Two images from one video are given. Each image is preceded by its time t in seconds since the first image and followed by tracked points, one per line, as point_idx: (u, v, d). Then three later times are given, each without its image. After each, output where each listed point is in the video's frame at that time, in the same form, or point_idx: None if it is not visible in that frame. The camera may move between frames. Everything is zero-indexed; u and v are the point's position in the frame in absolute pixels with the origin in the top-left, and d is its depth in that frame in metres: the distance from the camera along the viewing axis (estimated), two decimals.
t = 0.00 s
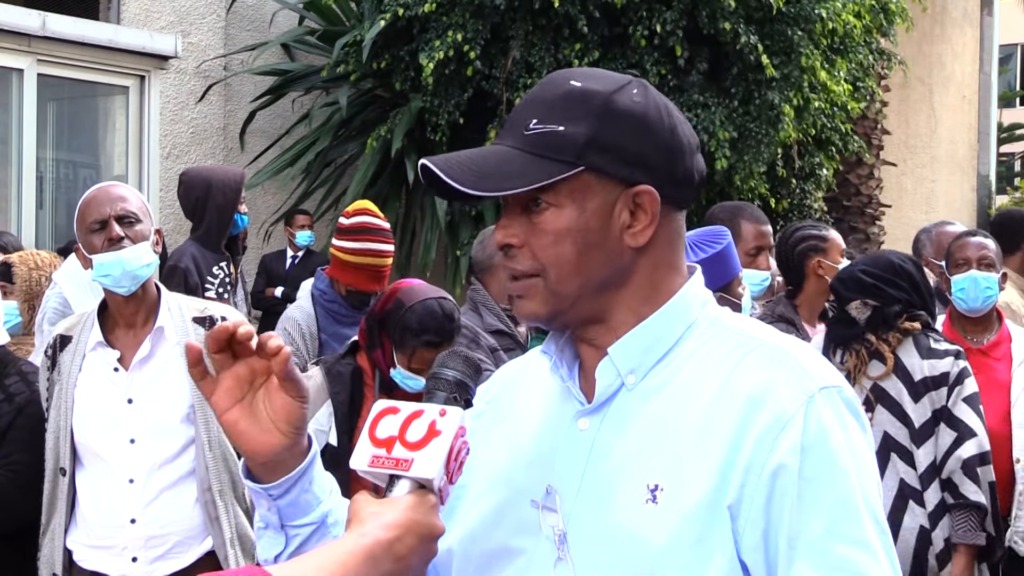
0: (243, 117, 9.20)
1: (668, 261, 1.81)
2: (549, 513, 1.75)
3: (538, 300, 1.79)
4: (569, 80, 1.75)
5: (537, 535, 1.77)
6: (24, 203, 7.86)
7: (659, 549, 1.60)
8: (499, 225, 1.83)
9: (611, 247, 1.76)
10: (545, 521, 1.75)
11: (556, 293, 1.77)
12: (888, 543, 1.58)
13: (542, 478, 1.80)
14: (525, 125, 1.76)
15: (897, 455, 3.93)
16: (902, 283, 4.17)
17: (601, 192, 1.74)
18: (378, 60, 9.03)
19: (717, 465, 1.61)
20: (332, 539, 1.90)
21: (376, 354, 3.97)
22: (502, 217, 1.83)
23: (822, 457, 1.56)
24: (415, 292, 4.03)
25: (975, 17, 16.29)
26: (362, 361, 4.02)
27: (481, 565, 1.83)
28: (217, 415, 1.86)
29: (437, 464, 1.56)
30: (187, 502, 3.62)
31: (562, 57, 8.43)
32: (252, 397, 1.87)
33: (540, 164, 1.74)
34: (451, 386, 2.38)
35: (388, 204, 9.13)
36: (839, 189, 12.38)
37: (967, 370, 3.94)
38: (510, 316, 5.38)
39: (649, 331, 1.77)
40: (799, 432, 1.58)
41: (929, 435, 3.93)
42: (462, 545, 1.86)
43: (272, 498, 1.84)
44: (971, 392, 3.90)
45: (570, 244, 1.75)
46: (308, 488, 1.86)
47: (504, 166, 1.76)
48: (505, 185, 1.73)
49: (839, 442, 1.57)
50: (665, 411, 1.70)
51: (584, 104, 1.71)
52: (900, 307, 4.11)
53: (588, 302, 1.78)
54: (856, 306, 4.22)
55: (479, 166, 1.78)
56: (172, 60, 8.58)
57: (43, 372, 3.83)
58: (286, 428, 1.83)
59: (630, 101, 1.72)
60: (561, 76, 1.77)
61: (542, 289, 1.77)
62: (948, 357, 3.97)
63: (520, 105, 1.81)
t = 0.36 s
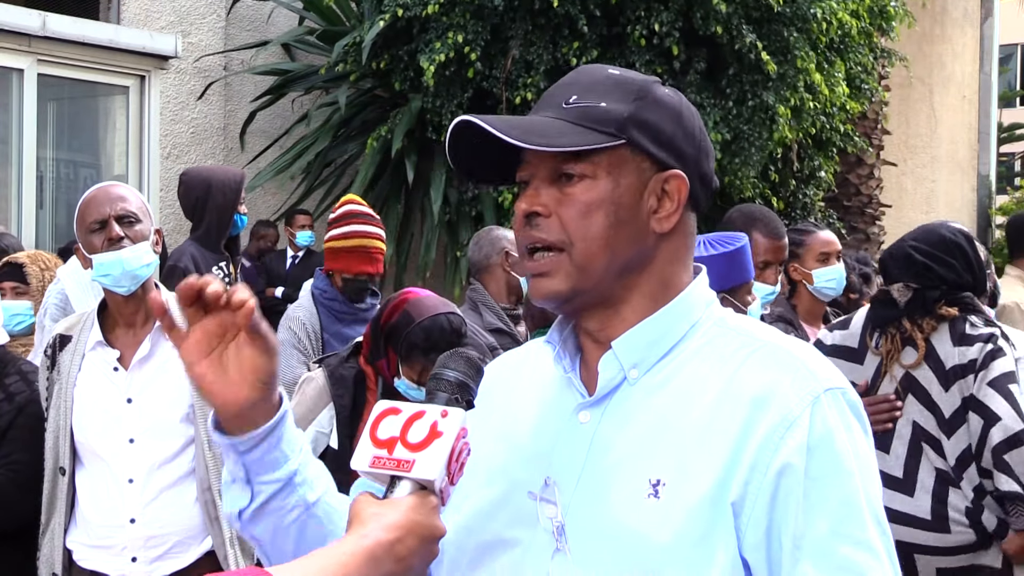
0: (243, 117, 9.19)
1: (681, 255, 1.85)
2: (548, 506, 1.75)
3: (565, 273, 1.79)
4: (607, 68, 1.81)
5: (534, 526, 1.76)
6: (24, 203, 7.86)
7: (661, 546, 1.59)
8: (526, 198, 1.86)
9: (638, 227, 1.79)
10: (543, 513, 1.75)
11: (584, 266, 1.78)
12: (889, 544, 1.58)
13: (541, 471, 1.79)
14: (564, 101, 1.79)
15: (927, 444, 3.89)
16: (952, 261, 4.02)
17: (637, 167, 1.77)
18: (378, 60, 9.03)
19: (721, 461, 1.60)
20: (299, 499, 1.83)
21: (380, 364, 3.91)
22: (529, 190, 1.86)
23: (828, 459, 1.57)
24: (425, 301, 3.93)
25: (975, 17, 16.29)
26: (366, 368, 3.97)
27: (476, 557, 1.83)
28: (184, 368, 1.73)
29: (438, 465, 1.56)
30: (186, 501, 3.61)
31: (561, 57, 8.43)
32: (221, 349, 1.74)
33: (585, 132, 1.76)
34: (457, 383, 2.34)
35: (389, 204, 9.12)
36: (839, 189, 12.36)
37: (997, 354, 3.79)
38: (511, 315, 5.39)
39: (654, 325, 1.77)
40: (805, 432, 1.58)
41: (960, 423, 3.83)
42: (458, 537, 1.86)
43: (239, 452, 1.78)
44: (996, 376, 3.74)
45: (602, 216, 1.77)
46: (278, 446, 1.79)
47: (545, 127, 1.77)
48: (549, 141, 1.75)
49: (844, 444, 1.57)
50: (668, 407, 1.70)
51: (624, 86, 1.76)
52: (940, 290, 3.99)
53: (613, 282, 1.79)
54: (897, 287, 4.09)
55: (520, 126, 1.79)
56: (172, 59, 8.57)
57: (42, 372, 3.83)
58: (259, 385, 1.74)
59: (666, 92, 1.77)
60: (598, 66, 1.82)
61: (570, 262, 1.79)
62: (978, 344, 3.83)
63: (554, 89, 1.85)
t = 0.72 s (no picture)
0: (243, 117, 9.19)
1: (666, 255, 1.85)
2: (535, 508, 1.75)
3: (555, 289, 1.78)
4: (579, 72, 1.78)
5: (522, 528, 1.77)
6: (23, 203, 7.86)
7: (650, 546, 1.60)
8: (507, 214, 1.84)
9: (625, 235, 1.78)
10: (531, 515, 1.75)
11: (572, 280, 1.77)
12: (877, 541, 1.58)
13: (529, 474, 1.80)
14: (542, 112, 1.78)
15: (909, 441, 4.09)
16: (959, 263, 4.15)
17: (620, 176, 1.77)
18: (377, 61, 9.02)
19: (708, 462, 1.61)
20: (342, 446, 1.90)
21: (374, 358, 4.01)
22: (510, 204, 1.84)
23: (816, 457, 1.57)
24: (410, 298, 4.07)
25: (975, 18, 16.30)
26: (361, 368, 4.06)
27: (463, 561, 1.83)
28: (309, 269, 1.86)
29: (440, 469, 1.56)
30: (186, 502, 3.62)
31: (559, 58, 8.44)
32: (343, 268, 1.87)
33: (565, 145, 1.74)
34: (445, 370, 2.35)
35: (388, 204, 9.12)
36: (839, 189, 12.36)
37: (987, 360, 3.93)
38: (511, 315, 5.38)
39: (638, 327, 1.77)
40: (792, 431, 1.58)
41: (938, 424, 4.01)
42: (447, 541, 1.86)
43: (318, 367, 1.86)
44: (982, 385, 3.91)
45: (590, 228, 1.76)
46: (354, 380, 1.89)
47: (528, 146, 1.75)
48: (532, 162, 1.72)
49: (831, 442, 1.57)
50: (655, 408, 1.71)
51: (600, 92, 1.75)
52: (939, 289, 4.14)
53: (600, 292, 1.79)
54: (898, 288, 4.27)
55: (503, 142, 1.77)
56: (172, 60, 8.58)
57: (42, 373, 3.84)
58: (367, 309, 1.85)
59: (641, 94, 1.76)
60: (570, 69, 1.80)
61: (559, 278, 1.78)
62: (968, 346, 3.98)
63: (527, 97, 1.83)
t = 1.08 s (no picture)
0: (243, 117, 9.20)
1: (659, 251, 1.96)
2: (531, 509, 1.76)
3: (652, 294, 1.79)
4: (618, 75, 1.80)
5: (518, 530, 1.77)
6: (23, 203, 7.86)
7: (648, 542, 1.60)
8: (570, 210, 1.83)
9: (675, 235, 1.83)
10: (526, 516, 1.76)
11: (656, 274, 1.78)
12: (874, 532, 1.57)
13: (525, 474, 1.80)
14: (628, 115, 1.75)
15: (881, 438, 4.20)
16: (920, 256, 4.23)
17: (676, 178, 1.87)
18: (376, 60, 9.03)
19: (703, 458, 1.62)
20: (305, 540, 1.85)
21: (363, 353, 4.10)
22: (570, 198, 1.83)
23: (809, 450, 1.56)
24: (394, 288, 4.18)
25: (974, 18, 16.32)
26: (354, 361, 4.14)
27: (462, 563, 1.82)
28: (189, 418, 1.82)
29: (440, 470, 1.56)
30: (186, 502, 3.61)
31: (557, 59, 8.45)
32: (224, 397, 1.83)
33: (666, 149, 1.77)
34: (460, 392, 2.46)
35: (388, 204, 9.12)
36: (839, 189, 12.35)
37: (936, 347, 4.03)
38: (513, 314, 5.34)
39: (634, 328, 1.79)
40: (785, 424, 1.58)
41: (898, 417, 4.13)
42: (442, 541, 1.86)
43: (247, 499, 1.81)
44: (931, 372, 4.02)
45: (671, 230, 1.82)
46: (284, 487, 1.83)
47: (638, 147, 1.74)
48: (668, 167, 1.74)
49: (823, 435, 1.57)
50: (649, 407, 1.72)
51: (653, 99, 1.81)
52: (895, 284, 4.26)
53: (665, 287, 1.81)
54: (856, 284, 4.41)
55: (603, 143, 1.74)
56: (171, 60, 8.59)
57: (43, 372, 3.84)
58: (261, 431, 1.80)
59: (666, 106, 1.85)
60: (612, 71, 1.80)
61: (658, 282, 1.79)
62: (920, 336, 4.08)
63: (590, 97, 1.76)
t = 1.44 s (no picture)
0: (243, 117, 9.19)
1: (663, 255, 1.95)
2: (542, 507, 1.75)
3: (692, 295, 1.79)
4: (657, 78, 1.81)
5: (529, 528, 1.75)
6: (23, 203, 7.85)
7: (666, 544, 1.60)
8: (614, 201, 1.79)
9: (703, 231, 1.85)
10: (538, 514, 1.74)
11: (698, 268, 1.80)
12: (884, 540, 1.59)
13: (538, 472, 1.79)
14: (678, 116, 1.76)
15: (883, 439, 4.18)
16: (910, 257, 4.21)
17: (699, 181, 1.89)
18: (377, 60, 9.03)
19: (722, 461, 1.62)
20: (282, 540, 1.87)
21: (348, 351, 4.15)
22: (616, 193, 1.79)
23: (823, 457, 1.58)
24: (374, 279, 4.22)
25: (974, 18, 16.31)
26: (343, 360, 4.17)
27: (470, 559, 1.80)
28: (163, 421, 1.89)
29: (443, 474, 1.55)
30: (185, 502, 3.60)
31: (560, 57, 8.43)
32: (198, 400, 1.91)
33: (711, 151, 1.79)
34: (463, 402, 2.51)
35: (388, 204, 9.11)
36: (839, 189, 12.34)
37: (933, 348, 4.02)
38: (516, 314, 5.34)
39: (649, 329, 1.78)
40: (803, 431, 1.59)
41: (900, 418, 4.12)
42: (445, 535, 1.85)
43: (223, 503, 1.85)
44: (929, 371, 4.01)
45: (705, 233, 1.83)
46: (260, 488, 1.87)
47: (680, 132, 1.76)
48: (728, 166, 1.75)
49: (836, 442, 1.59)
50: (665, 410, 1.71)
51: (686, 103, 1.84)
52: (887, 285, 4.25)
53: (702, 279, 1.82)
54: (851, 287, 4.43)
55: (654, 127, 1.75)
56: (171, 59, 8.58)
57: (42, 373, 3.84)
58: (231, 435, 1.87)
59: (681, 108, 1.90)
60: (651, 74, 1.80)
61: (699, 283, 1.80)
62: (916, 337, 4.07)
63: (643, 98, 1.75)
